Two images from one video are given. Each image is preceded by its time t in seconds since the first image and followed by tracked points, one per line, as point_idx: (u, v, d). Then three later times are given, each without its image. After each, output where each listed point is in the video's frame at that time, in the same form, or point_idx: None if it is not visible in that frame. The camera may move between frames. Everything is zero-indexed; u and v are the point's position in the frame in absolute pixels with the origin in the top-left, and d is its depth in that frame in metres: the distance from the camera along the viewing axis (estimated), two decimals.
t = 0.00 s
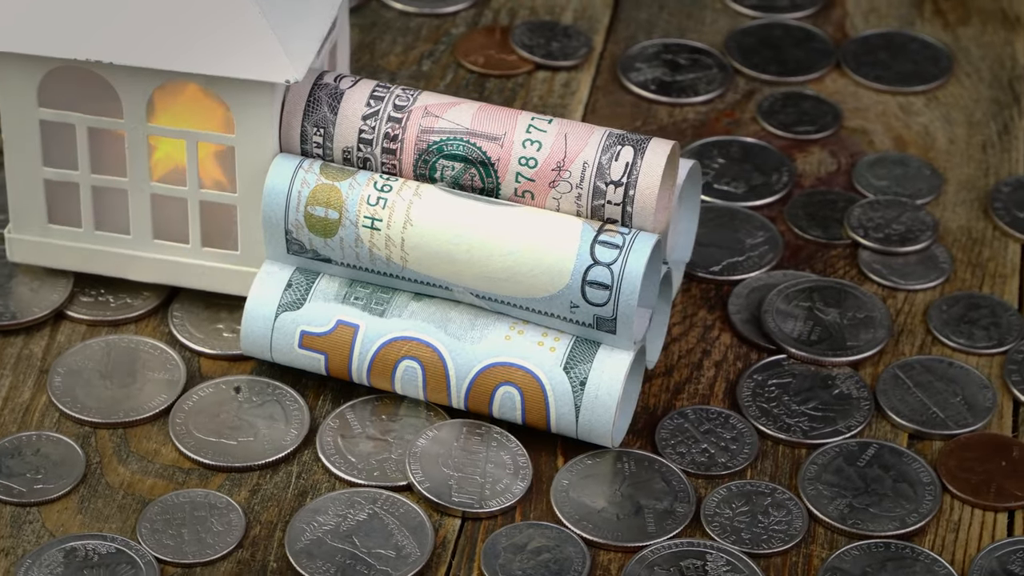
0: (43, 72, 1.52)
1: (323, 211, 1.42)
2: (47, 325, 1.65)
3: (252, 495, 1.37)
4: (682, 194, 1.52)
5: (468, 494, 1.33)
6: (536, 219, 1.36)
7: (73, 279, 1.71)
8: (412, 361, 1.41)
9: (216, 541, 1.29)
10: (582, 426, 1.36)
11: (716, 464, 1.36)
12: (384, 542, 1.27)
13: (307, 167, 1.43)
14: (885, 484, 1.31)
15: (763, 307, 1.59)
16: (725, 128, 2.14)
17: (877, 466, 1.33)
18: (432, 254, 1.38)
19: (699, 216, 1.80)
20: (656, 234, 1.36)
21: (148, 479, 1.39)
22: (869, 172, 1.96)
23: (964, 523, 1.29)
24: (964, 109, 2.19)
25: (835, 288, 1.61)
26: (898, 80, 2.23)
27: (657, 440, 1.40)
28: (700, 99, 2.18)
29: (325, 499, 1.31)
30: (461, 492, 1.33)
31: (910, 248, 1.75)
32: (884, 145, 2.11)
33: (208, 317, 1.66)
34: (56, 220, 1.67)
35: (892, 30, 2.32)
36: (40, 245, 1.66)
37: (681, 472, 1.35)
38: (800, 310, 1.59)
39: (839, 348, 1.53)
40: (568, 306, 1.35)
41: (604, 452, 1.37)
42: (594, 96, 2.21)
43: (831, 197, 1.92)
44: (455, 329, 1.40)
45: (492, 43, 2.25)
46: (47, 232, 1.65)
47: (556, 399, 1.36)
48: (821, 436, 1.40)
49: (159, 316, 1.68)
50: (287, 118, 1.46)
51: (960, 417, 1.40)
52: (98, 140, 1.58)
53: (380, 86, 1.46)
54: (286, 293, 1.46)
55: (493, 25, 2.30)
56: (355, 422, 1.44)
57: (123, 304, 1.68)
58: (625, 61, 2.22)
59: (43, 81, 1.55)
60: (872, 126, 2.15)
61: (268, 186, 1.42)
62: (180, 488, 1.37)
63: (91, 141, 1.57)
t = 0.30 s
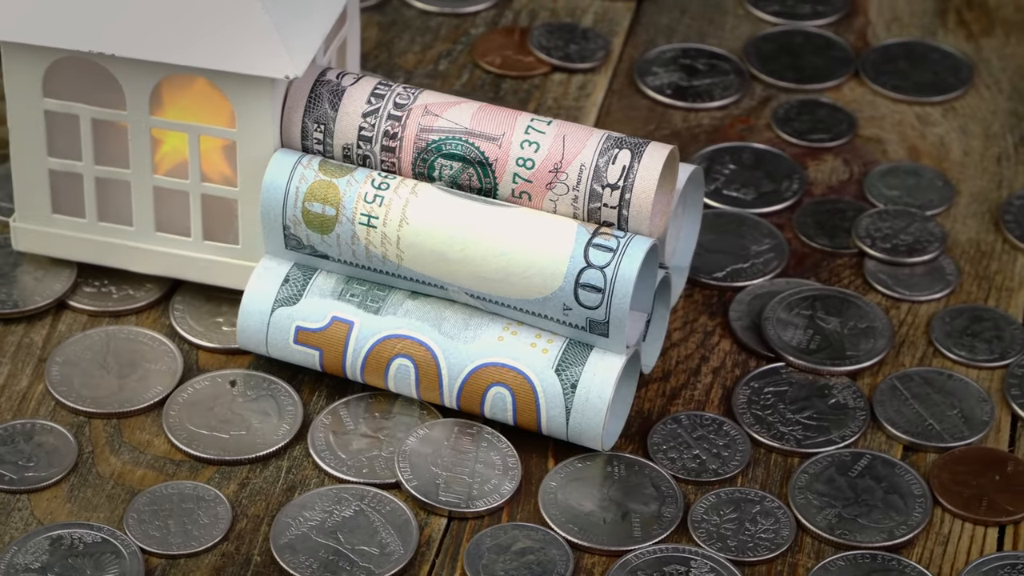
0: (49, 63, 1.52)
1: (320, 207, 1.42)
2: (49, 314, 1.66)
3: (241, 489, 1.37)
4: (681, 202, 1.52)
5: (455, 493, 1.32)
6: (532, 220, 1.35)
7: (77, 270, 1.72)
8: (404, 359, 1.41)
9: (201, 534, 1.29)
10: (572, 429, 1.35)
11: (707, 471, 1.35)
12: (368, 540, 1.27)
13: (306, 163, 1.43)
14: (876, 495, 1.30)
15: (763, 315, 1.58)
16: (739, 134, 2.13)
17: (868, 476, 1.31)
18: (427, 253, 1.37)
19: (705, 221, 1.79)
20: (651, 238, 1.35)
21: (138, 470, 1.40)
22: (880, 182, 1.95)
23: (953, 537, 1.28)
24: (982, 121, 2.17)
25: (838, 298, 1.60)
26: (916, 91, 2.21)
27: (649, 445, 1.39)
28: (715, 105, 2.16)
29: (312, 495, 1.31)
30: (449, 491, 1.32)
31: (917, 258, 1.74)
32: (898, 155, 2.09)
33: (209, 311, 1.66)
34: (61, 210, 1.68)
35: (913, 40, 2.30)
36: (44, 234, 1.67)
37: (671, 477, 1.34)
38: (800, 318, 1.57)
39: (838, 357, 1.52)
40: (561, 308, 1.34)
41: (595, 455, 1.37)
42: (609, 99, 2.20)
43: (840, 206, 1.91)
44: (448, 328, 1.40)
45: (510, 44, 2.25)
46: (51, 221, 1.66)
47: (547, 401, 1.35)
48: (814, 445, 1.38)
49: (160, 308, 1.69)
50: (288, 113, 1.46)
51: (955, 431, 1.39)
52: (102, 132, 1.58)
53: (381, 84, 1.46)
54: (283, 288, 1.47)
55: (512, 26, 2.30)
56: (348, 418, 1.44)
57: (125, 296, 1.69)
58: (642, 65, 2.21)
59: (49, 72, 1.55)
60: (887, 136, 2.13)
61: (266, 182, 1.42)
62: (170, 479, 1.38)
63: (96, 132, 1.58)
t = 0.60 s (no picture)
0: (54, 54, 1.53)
1: (319, 203, 1.42)
2: (52, 303, 1.68)
3: (231, 482, 1.37)
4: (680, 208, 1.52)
5: (444, 492, 1.32)
6: (528, 220, 1.35)
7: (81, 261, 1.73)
8: (398, 357, 1.41)
9: (189, 526, 1.29)
10: (563, 431, 1.35)
11: (698, 476, 1.35)
12: (354, 536, 1.27)
13: (305, 159, 1.43)
14: (867, 504, 1.29)
15: (763, 322, 1.57)
16: (752, 139, 2.12)
17: (860, 486, 1.30)
18: (423, 252, 1.37)
19: (712, 226, 1.78)
20: (647, 241, 1.34)
21: (131, 461, 1.40)
22: (890, 191, 1.93)
23: (943, 548, 1.27)
24: (998, 132, 2.15)
25: (839, 305, 1.58)
26: (933, 100, 2.20)
27: (642, 449, 1.38)
28: (730, 110, 2.15)
29: (301, 490, 1.31)
30: (437, 490, 1.32)
31: (923, 268, 1.72)
32: (911, 164, 2.08)
33: (210, 304, 1.67)
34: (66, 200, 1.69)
35: (932, 49, 2.28)
36: (48, 224, 1.68)
37: (661, 481, 1.33)
38: (801, 326, 1.56)
39: (837, 365, 1.51)
40: (555, 309, 1.33)
41: (586, 457, 1.36)
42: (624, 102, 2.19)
43: (849, 214, 1.89)
44: (443, 327, 1.40)
45: (527, 45, 2.24)
46: (56, 211, 1.67)
47: (539, 402, 1.35)
48: (807, 453, 1.37)
49: (163, 301, 1.70)
50: (291, 108, 1.47)
51: (951, 442, 1.37)
52: (107, 123, 1.59)
53: (383, 81, 1.46)
54: (281, 283, 1.47)
55: (530, 27, 2.29)
56: (341, 414, 1.44)
57: (128, 287, 1.70)
58: (658, 69, 2.20)
59: (55, 63, 1.56)
60: (900, 144, 2.12)
61: (266, 176, 1.42)
62: (161, 471, 1.38)
63: (101, 123, 1.59)
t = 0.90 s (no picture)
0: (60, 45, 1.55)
1: (316, 199, 1.42)
2: (55, 292, 1.69)
3: (221, 475, 1.38)
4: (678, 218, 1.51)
5: (432, 491, 1.32)
6: (523, 221, 1.34)
7: (86, 251, 1.75)
8: (392, 354, 1.41)
9: (175, 517, 1.30)
10: (553, 433, 1.34)
11: (688, 481, 1.34)
12: (339, 532, 1.27)
13: (305, 155, 1.44)
14: (856, 515, 1.28)
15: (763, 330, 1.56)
16: (765, 146, 2.10)
17: (850, 496, 1.29)
18: (418, 250, 1.37)
19: (717, 232, 1.77)
20: (642, 245, 1.33)
21: (123, 451, 1.41)
22: (901, 201, 1.91)
23: (930, 562, 1.26)
24: (1014, 145, 2.12)
25: (841, 314, 1.57)
26: (951, 111, 2.18)
27: (633, 453, 1.38)
28: (745, 116, 2.14)
29: (289, 485, 1.31)
30: (425, 489, 1.32)
31: (929, 279, 1.70)
32: (924, 175, 2.06)
33: (212, 297, 1.67)
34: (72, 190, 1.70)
35: (953, 59, 2.26)
36: (54, 214, 1.69)
37: (650, 486, 1.33)
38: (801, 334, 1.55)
39: (835, 374, 1.49)
40: (547, 311, 1.33)
41: (576, 460, 1.36)
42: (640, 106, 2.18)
43: (858, 223, 1.87)
44: (438, 326, 1.40)
45: (545, 46, 2.24)
46: (62, 201, 1.69)
47: (529, 403, 1.34)
48: (799, 462, 1.36)
49: (166, 293, 1.71)
50: (292, 104, 1.47)
51: (945, 455, 1.36)
52: (113, 114, 1.60)
53: (385, 79, 1.46)
54: (278, 278, 1.47)
55: (550, 28, 2.29)
56: (335, 410, 1.44)
57: (131, 278, 1.71)
58: (675, 73, 2.20)
59: (62, 54, 1.57)
60: (915, 154, 2.10)
61: (265, 171, 1.43)
62: (152, 462, 1.39)
63: (106, 115, 1.60)
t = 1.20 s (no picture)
0: (67, 36, 1.56)
1: (315, 195, 1.42)
2: (60, 282, 1.71)
3: (211, 467, 1.38)
4: (681, 222, 1.52)
5: (420, 489, 1.31)
6: (519, 222, 1.34)
7: (92, 242, 1.76)
8: (386, 351, 1.41)
9: (164, 508, 1.30)
10: (544, 434, 1.34)
11: (678, 486, 1.33)
12: (325, 527, 1.27)
13: (305, 150, 1.44)
14: (844, 524, 1.27)
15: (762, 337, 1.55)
16: (778, 153, 2.09)
17: (840, 505, 1.29)
18: (415, 248, 1.37)
19: (723, 237, 1.76)
20: (637, 249, 1.33)
21: (117, 441, 1.42)
22: (910, 211, 1.90)
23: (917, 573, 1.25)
24: None
25: (842, 323, 1.56)
26: (967, 121, 2.16)
27: (624, 456, 1.37)
28: (759, 122, 2.13)
29: (279, 479, 1.31)
30: (413, 486, 1.32)
31: (934, 289, 1.69)
32: (936, 185, 2.04)
33: (214, 290, 1.68)
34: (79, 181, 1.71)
35: (972, 69, 2.24)
36: (60, 204, 1.70)
37: (639, 489, 1.32)
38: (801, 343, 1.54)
39: (832, 383, 1.48)
40: (540, 312, 1.33)
41: (567, 461, 1.35)
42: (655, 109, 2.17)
43: (866, 232, 1.86)
44: (433, 324, 1.40)
45: (563, 48, 2.24)
46: (69, 191, 1.70)
47: (521, 404, 1.34)
48: (791, 469, 1.35)
49: (169, 285, 1.72)
50: (295, 100, 1.47)
51: (938, 466, 1.35)
52: (119, 106, 1.61)
53: (387, 76, 1.46)
54: (276, 272, 1.47)
55: (569, 30, 2.29)
56: (329, 406, 1.45)
57: (135, 270, 1.72)
58: (691, 77, 2.19)
59: (69, 45, 1.58)
60: (928, 164, 2.08)
61: (265, 166, 1.43)
62: (144, 453, 1.39)
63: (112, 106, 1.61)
